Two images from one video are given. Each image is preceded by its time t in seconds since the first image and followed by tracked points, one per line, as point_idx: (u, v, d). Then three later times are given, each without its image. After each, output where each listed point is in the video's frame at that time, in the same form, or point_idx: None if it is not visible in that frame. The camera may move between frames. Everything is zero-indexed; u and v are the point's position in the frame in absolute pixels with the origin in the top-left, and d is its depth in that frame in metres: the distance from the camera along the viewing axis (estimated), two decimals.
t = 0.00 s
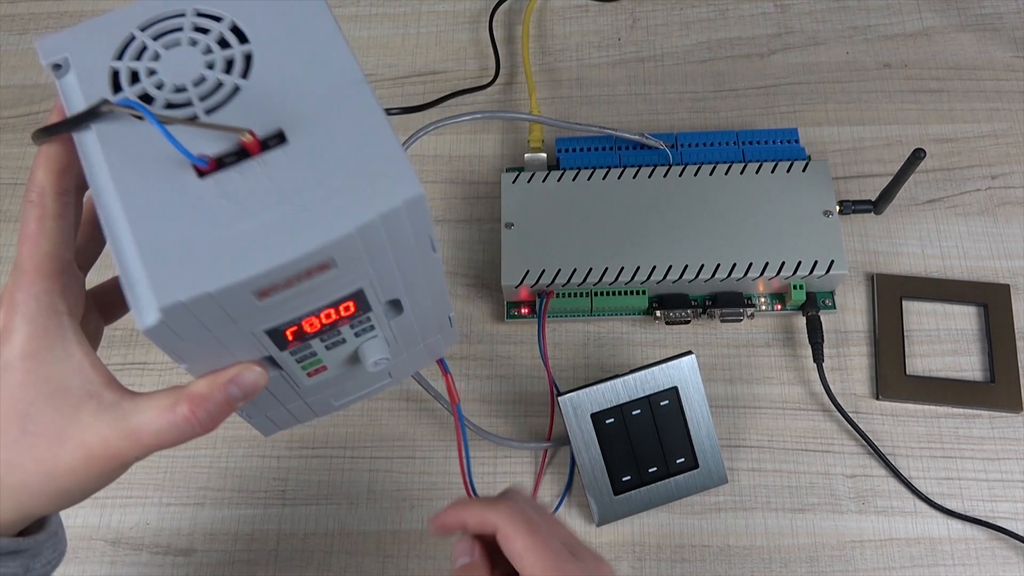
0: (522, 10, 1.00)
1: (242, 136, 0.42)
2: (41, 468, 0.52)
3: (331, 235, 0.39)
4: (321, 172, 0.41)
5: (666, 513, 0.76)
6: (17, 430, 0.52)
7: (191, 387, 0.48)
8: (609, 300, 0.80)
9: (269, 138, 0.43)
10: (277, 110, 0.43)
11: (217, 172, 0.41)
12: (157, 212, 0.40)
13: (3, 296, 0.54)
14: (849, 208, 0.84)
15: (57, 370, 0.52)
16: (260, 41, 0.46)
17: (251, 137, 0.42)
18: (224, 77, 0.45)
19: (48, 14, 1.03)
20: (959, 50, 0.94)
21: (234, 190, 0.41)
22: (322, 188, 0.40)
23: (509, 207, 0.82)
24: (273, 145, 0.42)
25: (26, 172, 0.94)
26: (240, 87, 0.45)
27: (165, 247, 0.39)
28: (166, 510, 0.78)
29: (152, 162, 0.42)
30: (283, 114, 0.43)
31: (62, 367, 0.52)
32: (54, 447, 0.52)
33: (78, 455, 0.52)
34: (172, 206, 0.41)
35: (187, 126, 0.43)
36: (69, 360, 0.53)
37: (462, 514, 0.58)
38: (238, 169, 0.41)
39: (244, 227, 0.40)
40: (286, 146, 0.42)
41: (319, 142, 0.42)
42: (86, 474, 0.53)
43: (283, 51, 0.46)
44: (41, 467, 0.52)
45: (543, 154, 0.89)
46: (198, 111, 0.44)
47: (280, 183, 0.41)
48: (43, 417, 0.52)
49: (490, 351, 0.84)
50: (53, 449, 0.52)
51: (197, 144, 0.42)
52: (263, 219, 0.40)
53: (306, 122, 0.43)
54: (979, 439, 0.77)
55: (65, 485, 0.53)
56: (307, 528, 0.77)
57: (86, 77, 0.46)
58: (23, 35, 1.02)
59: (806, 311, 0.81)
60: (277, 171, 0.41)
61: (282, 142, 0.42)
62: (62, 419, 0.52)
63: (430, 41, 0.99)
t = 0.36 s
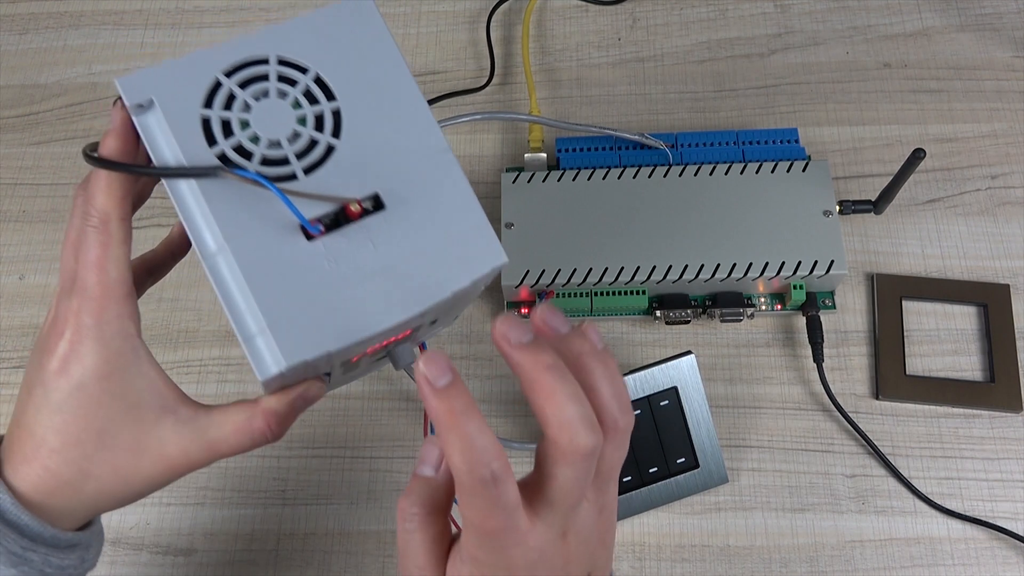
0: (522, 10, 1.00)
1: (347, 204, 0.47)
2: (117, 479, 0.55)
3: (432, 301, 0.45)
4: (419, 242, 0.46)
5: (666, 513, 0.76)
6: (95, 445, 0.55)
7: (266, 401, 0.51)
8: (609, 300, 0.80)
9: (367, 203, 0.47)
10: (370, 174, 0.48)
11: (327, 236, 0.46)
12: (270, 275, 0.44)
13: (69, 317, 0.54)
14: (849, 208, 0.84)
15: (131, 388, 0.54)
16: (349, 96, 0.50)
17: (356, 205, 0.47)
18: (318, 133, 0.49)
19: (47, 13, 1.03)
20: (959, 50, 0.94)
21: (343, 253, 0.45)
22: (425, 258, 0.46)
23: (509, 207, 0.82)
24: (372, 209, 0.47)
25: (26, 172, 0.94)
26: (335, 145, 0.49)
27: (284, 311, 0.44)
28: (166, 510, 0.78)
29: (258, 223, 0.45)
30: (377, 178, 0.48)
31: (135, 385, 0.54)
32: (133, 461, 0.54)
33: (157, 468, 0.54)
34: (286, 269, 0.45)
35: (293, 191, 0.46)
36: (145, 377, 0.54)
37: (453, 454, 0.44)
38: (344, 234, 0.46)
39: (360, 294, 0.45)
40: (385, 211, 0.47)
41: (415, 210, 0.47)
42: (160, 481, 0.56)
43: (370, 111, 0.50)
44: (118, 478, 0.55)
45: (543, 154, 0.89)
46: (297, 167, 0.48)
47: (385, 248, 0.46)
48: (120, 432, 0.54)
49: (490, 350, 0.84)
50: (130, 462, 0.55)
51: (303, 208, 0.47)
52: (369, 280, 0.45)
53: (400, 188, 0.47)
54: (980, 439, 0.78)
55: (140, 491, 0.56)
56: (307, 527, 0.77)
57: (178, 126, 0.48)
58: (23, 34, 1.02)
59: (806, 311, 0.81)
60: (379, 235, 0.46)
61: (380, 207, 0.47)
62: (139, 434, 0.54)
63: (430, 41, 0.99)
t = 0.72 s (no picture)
0: (522, 10, 1.00)
1: (375, 252, 0.51)
2: (135, 501, 0.59)
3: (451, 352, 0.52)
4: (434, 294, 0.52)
5: (666, 513, 0.76)
6: (111, 472, 0.58)
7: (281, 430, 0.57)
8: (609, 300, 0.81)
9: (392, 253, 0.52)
10: (393, 222, 0.52)
11: (355, 286, 0.51)
12: (297, 322, 0.49)
13: (86, 346, 0.56)
14: (849, 208, 0.84)
15: (151, 417, 0.57)
16: (376, 143, 0.54)
17: (384, 254, 0.51)
18: (344, 178, 0.53)
19: (48, 13, 1.03)
20: (959, 49, 0.94)
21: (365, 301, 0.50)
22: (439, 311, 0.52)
23: (509, 207, 0.83)
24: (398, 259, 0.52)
25: (26, 172, 0.94)
26: (361, 188, 0.53)
27: (308, 360, 0.49)
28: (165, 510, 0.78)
29: (283, 274, 0.50)
30: (399, 226, 0.52)
31: (154, 414, 0.57)
32: (150, 485, 0.58)
33: (174, 491, 0.59)
34: (311, 318, 0.50)
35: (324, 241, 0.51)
36: (162, 407, 0.58)
37: (421, 382, 0.48)
38: (370, 282, 0.51)
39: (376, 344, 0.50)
40: (410, 261, 0.52)
41: (434, 262, 0.52)
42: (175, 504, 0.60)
43: (397, 158, 0.53)
44: (137, 501, 0.59)
45: (544, 154, 0.89)
46: (325, 210, 0.52)
47: (404, 298, 0.51)
48: (136, 459, 0.58)
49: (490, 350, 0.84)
50: (147, 486, 0.58)
51: (331, 255, 0.51)
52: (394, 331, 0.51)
53: (421, 238, 0.52)
54: (980, 439, 0.78)
55: (154, 512, 0.60)
56: (307, 528, 0.77)
57: (206, 165, 0.51)
58: (24, 34, 1.02)
59: (806, 311, 0.81)
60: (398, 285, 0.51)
61: (405, 256, 0.52)
62: (156, 459, 0.58)
63: (430, 41, 0.99)
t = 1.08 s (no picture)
0: (522, 10, 1.00)
1: (373, 251, 0.51)
2: (132, 502, 0.59)
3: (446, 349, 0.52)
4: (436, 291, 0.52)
5: (666, 513, 0.76)
6: (109, 473, 0.58)
7: (279, 430, 0.57)
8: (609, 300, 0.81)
9: (387, 251, 0.52)
10: (393, 223, 0.52)
11: (353, 283, 0.51)
12: (297, 320, 0.50)
13: (83, 348, 0.56)
14: (849, 208, 0.84)
15: (148, 418, 0.57)
16: (374, 144, 0.54)
17: (381, 252, 0.52)
18: (342, 177, 0.53)
19: (48, 14, 1.03)
20: (959, 49, 0.94)
21: (365, 301, 0.51)
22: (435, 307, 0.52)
23: (509, 207, 0.83)
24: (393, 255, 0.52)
25: (26, 172, 0.94)
26: (359, 189, 0.53)
27: (308, 358, 0.49)
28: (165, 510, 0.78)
29: (284, 273, 0.50)
30: (397, 225, 0.52)
31: (151, 414, 0.57)
32: (148, 485, 0.58)
33: (172, 492, 0.59)
34: (312, 317, 0.50)
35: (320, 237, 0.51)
36: (159, 408, 0.58)
37: (444, 356, 0.49)
38: (367, 281, 0.51)
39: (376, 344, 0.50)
40: (406, 258, 0.52)
41: (435, 262, 0.52)
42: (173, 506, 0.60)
43: (394, 157, 0.53)
44: (135, 503, 0.59)
45: (543, 154, 0.89)
46: (323, 210, 0.52)
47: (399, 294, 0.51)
48: (135, 460, 0.58)
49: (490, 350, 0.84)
50: (145, 487, 0.58)
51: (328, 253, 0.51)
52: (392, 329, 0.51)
53: (419, 237, 0.52)
54: (980, 439, 0.78)
55: (152, 514, 0.60)
56: (307, 528, 0.77)
57: (204, 166, 0.51)
58: (24, 35, 1.02)
59: (806, 311, 0.81)
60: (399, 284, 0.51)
61: (401, 254, 0.52)
62: (153, 460, 0.58)
63: (430, 41, 0.99)
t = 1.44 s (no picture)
0: (522, 10, 1.00)
1: (385, 248, 0.51)
2: (138, 501, 0.59)
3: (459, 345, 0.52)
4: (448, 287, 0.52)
5: (666, 513, 0.76)
6: (116, 471, 0.58)
7: (286, 431, 0.57)
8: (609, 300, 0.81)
9: (400, 249, 0.52)
10: (397, 222, 0.52)
11: (366, 279, 0.51)
12: (309, 314, 0.49)
13: (93, 344, 0.56)
14: (849, 208, 0.84)
15: (156, 416, 0.57)
16: (387, 145, 0.54)
17: (394, 249, 0.52)
18: (356, 177, 0.53)
19: (48, 14, 1.03)
20: (959, 50, 0.94)
21: (373, 297, 0.51)
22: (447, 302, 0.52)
23: (509, 207, 0.83)
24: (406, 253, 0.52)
25: (26, 172, 0.94)
26: (372, 189, 0.53)
27: (319, 352, 0.49)
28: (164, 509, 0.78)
29: (297, 267, 0.50)
30: (410, 223, 0.52)
31: (160, 413, 0.57)
32: (155, 484, 0.58)
33: (178, 490, 0.59)
34: (324, 311, 0.50)
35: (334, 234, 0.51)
36: (168, 407, 0.58)
37: (442, 351, 0.48)
38: (379, 277, 0.51)
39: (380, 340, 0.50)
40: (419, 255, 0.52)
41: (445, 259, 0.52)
42: (178, 506, 0.60)
43: (407, 156, 0.54)
44: (141, 501, 0.59)
45: (544, 155, 0.89)
46: (335, 209, 0.52)
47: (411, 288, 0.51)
48: (142, 458, 0.58)
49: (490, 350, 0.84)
50: (151, 485, 0.58)
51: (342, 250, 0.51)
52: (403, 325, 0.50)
53: (432, 236, 0.52)
54: (979, 439, 0.78)
55: (158, 513, 0.61)
56: (307, 528, 0.77)
57: (220, 163, 0.51)
58: (23, 34, 1.02)
59: (806, 311, 0.81)
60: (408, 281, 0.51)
61: (414, 251, 0.52)
62: (161, 458, 0.58)
63: (430, 41, 0.99)
